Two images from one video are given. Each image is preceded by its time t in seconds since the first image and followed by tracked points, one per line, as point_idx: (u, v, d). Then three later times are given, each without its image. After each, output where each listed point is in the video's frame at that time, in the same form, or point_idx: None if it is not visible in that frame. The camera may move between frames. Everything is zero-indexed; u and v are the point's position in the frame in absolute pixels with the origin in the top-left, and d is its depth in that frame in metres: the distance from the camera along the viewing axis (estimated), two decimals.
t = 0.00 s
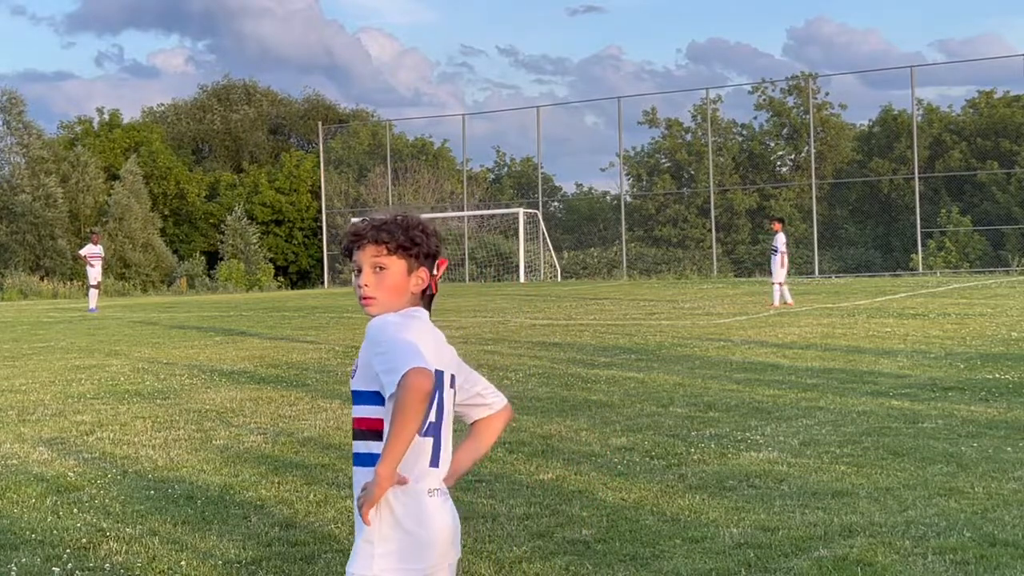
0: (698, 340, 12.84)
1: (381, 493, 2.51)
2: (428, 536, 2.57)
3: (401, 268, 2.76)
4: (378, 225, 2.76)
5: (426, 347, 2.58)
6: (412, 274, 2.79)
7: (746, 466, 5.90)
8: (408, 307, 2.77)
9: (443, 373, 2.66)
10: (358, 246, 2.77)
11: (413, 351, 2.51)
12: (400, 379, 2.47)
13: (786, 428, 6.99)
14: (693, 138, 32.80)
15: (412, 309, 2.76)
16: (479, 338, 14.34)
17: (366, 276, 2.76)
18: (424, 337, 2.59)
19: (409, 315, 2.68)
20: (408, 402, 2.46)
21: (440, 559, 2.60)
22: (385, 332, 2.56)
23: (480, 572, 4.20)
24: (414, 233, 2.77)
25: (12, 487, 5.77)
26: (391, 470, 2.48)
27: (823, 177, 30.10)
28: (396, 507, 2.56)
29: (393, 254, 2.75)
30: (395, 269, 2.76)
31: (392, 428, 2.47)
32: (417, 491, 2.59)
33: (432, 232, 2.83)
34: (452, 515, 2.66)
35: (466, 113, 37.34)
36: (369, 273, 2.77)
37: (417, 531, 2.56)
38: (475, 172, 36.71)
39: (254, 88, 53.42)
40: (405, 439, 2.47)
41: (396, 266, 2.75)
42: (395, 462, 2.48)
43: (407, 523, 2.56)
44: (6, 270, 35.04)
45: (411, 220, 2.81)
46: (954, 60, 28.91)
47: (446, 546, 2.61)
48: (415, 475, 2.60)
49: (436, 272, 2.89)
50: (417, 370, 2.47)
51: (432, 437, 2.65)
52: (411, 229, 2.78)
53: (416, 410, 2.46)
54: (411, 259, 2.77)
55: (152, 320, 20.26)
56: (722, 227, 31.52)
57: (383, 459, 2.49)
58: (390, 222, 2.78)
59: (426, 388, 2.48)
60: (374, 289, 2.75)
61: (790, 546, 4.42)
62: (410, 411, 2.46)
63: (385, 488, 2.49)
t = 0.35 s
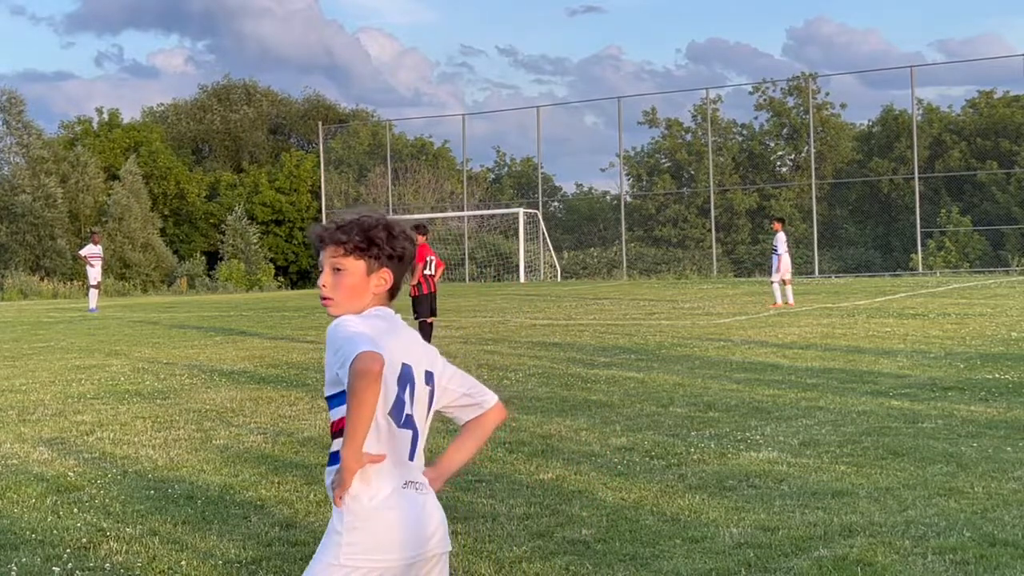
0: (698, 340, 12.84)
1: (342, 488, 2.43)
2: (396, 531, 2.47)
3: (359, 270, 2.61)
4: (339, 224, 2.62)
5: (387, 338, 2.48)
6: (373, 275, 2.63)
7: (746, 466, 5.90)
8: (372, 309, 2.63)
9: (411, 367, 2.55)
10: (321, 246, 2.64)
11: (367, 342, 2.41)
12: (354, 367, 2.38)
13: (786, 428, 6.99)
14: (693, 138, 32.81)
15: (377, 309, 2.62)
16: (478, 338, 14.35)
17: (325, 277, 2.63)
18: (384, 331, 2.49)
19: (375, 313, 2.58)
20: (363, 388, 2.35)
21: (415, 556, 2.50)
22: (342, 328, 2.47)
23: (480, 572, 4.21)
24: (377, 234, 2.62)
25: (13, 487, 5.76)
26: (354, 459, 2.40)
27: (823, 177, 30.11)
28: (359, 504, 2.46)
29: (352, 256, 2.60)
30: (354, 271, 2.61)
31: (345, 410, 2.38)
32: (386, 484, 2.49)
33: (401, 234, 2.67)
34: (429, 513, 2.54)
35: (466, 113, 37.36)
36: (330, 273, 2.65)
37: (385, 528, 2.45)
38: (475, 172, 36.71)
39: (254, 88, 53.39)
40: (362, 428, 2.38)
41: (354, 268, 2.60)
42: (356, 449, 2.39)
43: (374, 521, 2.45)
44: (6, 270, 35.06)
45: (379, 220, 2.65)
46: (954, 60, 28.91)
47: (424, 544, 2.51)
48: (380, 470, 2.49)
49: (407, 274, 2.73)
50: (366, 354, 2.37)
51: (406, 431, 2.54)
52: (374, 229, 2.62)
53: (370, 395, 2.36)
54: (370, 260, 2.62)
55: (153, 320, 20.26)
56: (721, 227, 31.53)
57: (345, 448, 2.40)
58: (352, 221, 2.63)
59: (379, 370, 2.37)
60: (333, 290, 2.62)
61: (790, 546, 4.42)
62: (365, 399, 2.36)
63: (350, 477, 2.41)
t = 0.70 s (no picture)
0: (698, 340, 12.83)
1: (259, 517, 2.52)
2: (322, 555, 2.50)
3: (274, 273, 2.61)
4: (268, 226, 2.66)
5: (299, 368, 2.49)
6: (288, 277, 2.61)
7: (746, 466, 5.89)
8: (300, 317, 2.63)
9: (331, 393, 2.55)
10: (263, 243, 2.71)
11: (271, 380, 2.44)
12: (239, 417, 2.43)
13: (786, 428, 6.99)
14: (693, 138, 32.79)
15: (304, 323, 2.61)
16: (478, 338, 14.35)
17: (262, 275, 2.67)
18: (296, 362, 2.50)
19: (303, 328, 2.58)
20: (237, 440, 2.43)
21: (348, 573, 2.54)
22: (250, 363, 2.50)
23: (480, 572, 4.21)
24: (301, 237, 2.59)
25: (12, 487, 5.76)
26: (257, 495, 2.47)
27: (823, 177, 30.10)
28: (279, 529, 2.53)
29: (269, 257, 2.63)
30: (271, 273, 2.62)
31: (234, 461, 2.46)
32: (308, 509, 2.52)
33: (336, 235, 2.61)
34: (365, 529, 2.57)
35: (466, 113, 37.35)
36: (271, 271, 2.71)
37: (308, 552, 2.50)
38: (475, 172, 36.69)
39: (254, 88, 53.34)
40: (252, 469, 2.47)
41: (272, 268, 2.63)
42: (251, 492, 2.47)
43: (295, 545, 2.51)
44: (5, 270, 35.05)
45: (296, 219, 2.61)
46: (954, 60, 28.92)
47: (353, 570, 2.55)
48: (300, 492, 2.53)
49: (336, 271, 2.63)
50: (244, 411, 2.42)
51: (331, 456, 2.55)
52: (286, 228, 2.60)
53: (252, 441, 2.44)
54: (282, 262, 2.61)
55: (152, 320, 20.26)
56: (722, 227, 31.53)
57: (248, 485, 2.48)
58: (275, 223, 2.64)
59: (259, 423, 2.42)
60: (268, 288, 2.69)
61: (790, 547, 4.42)
62: (250, 450, 2.45)
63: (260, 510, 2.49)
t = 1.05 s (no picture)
0: (698, 340, 12.84)
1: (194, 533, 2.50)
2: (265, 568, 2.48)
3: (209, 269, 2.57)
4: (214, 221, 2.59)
5: (229, 381, 2.43)
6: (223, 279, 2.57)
7: (746, 466, 5.89)
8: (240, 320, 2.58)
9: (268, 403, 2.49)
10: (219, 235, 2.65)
11: (196, 398, 2.38)
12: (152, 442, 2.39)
13: (786, 428, 6.99)
14: (693, 138, 32.77)
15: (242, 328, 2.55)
16: (478, 338, 14.35)
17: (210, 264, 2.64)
18: (228, 373, 2.43)
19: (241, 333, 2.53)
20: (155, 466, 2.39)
21: None
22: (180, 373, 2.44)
23: (480, 572, 4.21)
24: (221, 242, 2.50)
25: (13, 487, 5.77)
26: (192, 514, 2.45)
27: (823, 177, 30.10)
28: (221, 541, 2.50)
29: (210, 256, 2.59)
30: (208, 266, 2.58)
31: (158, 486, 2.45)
32: (248, 524, 2.49)
33: (252, 239, 2.49)
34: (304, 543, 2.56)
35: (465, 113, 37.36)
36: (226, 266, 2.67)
37: (248, 566, 2.48)
38: (475, 172, 36.70)
39: (253, 88, 53.31)
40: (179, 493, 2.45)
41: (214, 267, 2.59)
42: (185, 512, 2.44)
43: (235, 558, 2.49)
44: (5, 270, 35.05)
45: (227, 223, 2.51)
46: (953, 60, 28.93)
47: None
48: (242, 505, 2.50)
49: (264, 283, 2.53)
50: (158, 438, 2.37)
51: (270, 468, 2.51)
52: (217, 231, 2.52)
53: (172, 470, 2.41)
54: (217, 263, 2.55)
55: (153, 320, 20.26)
56: (721, 227, 31.55)
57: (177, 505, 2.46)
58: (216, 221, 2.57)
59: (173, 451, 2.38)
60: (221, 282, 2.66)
61: (790, 547, 4.42)
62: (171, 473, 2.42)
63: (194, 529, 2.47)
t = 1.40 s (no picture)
0: (698, 340, 12.84)
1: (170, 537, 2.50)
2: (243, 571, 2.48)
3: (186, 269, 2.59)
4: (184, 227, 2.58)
5: (205, 385, 2.43)
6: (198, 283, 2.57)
7: (746, 466, 5.90)
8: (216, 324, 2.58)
9: (245, 405, 2.49)
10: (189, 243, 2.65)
11: (170, 403, 2.39)
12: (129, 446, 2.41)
13: (786, 428, 6.99)
14: (693, 138, 32.77)
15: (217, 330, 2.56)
16: (478, 338, 14.36)
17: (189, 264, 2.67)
18: (203, 376, 2.43)
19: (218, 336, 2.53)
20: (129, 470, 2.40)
21: None
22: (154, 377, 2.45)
23: (480, 572, 4.21)
24: (193, 245, 2.52)
25: (13, 487, 5.77)
26: (168, 518, 2.46)
27: (823, 177, 30.11)
28: (198, 543, 2.51)
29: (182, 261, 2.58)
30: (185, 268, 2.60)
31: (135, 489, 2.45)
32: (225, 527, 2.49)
33: (221, 239, 2.50)
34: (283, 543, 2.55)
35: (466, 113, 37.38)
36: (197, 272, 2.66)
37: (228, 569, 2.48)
38: (475, 172, 36.73)
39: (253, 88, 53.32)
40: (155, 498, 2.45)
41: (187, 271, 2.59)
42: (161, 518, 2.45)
43: (214, 562, 2.49)
44: (5, 270, 35.04)
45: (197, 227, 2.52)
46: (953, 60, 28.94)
47: None
48: (220, 508, 2.50)
49: (240, 283, 2.54)
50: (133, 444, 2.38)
51: (247, 471, 2.51)
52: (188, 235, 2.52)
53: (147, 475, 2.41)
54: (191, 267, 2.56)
55: (153, 320, 20.26)
56: (722, 227, 31.56)
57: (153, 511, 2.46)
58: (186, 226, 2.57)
59: (147, 455, 2.39)
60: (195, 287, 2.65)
61: (790, 546, 4.42)
62: (147, 478, 2.42)
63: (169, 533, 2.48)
